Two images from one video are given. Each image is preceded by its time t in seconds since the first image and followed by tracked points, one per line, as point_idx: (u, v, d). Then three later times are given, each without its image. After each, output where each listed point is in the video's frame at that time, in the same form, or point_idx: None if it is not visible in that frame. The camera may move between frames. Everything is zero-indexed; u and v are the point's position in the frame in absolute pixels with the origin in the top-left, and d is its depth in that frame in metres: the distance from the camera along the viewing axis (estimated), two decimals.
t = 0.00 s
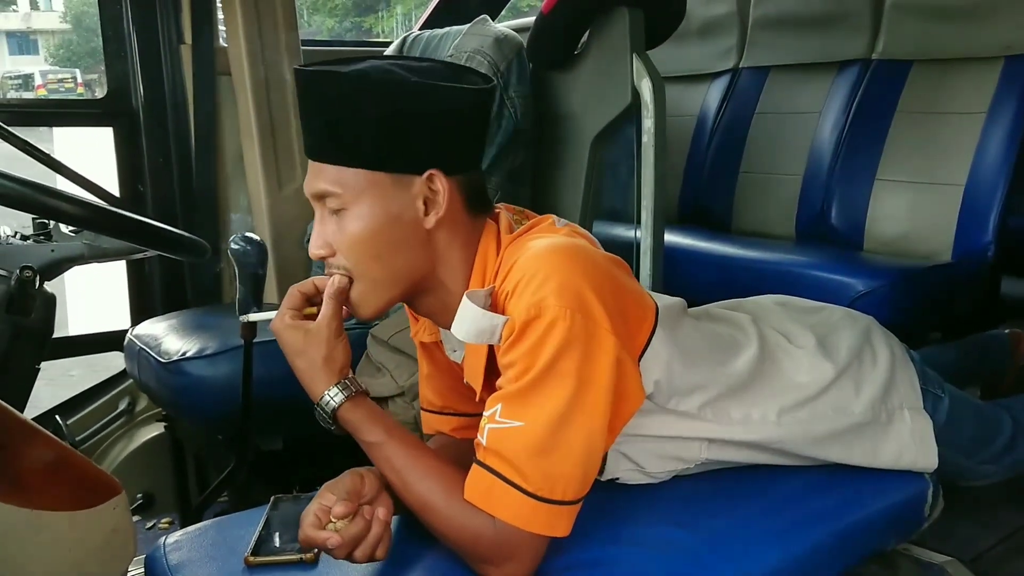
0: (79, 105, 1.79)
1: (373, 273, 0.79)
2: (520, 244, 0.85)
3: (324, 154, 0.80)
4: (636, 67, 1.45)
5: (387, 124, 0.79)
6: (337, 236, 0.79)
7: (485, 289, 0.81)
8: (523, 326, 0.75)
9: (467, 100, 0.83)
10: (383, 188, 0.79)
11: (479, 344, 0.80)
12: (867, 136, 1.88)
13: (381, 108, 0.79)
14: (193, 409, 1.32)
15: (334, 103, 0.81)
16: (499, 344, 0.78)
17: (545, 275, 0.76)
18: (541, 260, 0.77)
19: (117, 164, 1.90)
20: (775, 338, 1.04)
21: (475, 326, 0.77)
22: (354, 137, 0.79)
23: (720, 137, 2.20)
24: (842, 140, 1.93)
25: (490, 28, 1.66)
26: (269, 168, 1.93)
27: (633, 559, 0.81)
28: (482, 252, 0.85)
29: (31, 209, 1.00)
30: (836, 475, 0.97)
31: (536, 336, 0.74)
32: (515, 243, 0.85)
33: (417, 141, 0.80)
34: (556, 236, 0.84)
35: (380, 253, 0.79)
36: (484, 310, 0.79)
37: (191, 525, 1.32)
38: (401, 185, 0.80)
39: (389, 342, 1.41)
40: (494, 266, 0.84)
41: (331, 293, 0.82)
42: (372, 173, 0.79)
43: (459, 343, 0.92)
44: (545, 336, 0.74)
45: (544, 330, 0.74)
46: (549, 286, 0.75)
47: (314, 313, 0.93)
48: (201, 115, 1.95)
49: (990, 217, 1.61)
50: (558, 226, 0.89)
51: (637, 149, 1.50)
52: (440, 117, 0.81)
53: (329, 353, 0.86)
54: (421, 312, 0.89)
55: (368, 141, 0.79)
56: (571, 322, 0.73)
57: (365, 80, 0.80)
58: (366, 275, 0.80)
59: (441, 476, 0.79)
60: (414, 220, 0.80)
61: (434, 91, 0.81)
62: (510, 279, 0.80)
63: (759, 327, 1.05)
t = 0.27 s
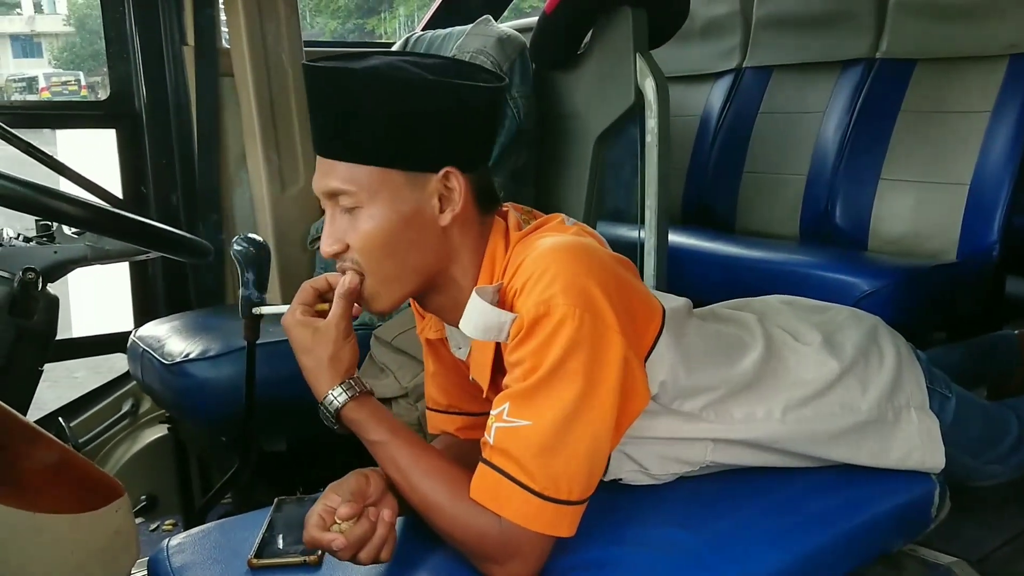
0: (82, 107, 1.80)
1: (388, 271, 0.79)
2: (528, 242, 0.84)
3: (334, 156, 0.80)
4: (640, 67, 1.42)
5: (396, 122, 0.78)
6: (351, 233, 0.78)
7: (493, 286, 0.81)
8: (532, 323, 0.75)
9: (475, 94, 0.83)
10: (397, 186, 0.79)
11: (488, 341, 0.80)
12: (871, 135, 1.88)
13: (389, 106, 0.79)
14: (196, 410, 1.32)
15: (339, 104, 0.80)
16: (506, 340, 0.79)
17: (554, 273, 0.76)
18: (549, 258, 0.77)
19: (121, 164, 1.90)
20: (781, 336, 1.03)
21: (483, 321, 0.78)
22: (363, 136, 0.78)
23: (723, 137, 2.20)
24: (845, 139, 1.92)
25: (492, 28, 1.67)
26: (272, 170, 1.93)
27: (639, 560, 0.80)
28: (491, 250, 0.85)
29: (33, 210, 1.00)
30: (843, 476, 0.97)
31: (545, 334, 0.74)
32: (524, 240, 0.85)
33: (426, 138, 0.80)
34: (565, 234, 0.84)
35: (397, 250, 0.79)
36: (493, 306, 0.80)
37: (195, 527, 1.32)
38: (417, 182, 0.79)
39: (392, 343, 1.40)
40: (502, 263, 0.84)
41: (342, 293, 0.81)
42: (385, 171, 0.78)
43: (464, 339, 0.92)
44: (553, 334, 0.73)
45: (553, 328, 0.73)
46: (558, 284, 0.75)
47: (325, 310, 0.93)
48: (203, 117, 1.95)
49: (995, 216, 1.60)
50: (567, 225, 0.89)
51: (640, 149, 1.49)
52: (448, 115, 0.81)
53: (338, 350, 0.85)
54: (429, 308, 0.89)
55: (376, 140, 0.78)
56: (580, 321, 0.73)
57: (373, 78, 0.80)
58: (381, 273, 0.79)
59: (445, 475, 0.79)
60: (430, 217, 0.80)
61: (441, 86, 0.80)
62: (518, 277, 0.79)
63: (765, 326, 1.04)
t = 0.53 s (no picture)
0: (86, 107, 1.80)
1: (385, 279, 0.79)
2: (527, 241, 0.84)
3: (325, 164, 0.80)
4: (644, 65, 1.41)
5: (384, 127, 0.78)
6: (346, 243, 0.78)
7: (491, 287, 0.81)
8: (530, 323, 0.75)
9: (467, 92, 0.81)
10: (389, 196, 0.78)
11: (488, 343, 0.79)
12: (877, 134, 1.87)
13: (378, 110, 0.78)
14: (200, 410, 1.32)
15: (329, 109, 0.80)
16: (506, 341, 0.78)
17: (553, 271, 0.75)
18: (548, 257, 0.77)
19: (123, 167, 1.88)
20: (784, 335, 1.03)
21: (482, 325, 0.78)
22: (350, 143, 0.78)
23: (727, 136, 2.19)
24: (851, 137, 1.91)
25: (495, 27, 1.66)
26: (276, 170, 1.93)
27: (643, 559, 0.80)
28: (489, 250, 0.85)
29: (35, 209, 1.00)
30: (847, 475, 0.96)
31: (543, 332, 0.73)
32: (522, 240, 0.85)
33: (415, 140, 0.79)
34: (563, 233, 0.84)
35: (392, 258, 0.79)
36: (492, 307, 0.79)
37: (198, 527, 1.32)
38: (409, 190, 0.79)
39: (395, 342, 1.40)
40: (501, 263, 0.84)
41: (342, 301, 0.81)
42: (377, 179, 0.78)
43: (466, 342, 0.91)
44: (552, 333, 0.73)
45: (551, 327, 0.73)
46: (556, 283, 0.74)
47: (323, 315, 0.93)
48: (207, 117, 1.95)
49: (1001, 213, 1.59)
50: (565, 223, 0.89)
51: (644, 148, 1.49)
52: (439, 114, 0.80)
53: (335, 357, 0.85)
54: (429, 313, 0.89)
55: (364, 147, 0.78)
56: (578, 319, 0.73)
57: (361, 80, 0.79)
58: (378, 282, 0.79)
59: (444, 476, 0.79)
60: (424, 224, 0.80)
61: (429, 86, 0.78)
62: (516, 276, 0.79)
63: (767, 324, 1.04)
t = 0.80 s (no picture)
0: (91, 105, 1.81)
1: (381, 277, 0.79)
2: (525, 239, 0.84)
3: (322, 164, 0.80)
4: (648, 62, 1.41)
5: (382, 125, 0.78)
6: (341, 241, 0.78)
7: (489, 287, 0.81)
8: (529, 322, 0.74)
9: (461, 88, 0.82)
10: (384, 193, 0.78)
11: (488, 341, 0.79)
12: (882, 132, 1.86)
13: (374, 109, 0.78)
14: (203, 408, 1.32)
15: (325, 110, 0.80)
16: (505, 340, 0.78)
17: (551, 270, 0.75)
18: (546, 255, 0.77)
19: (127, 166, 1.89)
20: (788, 333, 1.02)
21: (480, 323, 0.77)
22: (348, 142, 0.78)
23: (732, 134, 2.18)
24: (856, 134, 1.90)
25: (499, 26, 1.66)
26: (280, 168, 1.93)
27: (647, 559, 0.80)
28: (488, 247, 0.85)
29: (38, 206, 1.00)
30: (852, 474, 0.96)
31: (541, 331, 0.73)
32: (519, 238, 0.85)
33: (412, 136, 0.79)
34: (563, 230, 0.83)
35: (388, 255, 0.78)
36: (490, 307, 0.79)
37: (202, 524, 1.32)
38: (404, 188, 0.79)
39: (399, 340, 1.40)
40: (499, 261, 0.84)
41: (338, 299, 0.81)
42: (371, 177, 0.78)
43: (466, 342, 0.91)
44: (551, 331, 0.73)
45: (549, 326, 0.73)
46: (554, 282, 0.74)
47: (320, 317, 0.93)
48: (211, 115, 1.95)
49: (1007, 211, 1.58)
50: (563, 220, 0.88)
51: (649, 145, 1.48)
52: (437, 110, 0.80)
53: (332, 357, 0.85)
54: (428, 312, 0.89)
55: (361, 145, 0.78)
56: (576, 317, 0.72)
57: (356, 79, 0.79)
58: (375, 279, 0.79)
59: (447, 477, 0.78)
60: (420, 221, 0.80)
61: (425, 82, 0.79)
62: (515, 275, 0.79)
63: (771, 322, 1.03)
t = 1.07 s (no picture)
0: (97, 104, 1.82)
1: (400, 263, 0.79)
2: (540, 235, 0.84)
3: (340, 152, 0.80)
4: (653, 60, 1.39)
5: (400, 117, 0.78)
6: (362, 226, 0.78)
7: (506, 279, 0.81)
8: (545, 319, 0.74)
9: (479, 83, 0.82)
10: (407, 178, 0.78)
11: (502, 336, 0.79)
12: (889, 130, 1.85)
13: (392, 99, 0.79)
14: (209, 406, 1.32)
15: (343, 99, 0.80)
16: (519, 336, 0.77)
17: (568, 267, 0.75)
18: (563, 252, 0.77)
19: (134, 160, 1.92)
20: (797, 331, 1.02)
21: (496, 318, 0.77)
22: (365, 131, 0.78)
23: (738, 132, 2.17)
24: (862, 133, 1.89)
25: (505, 23, 1.68)
26: (285, 167, 1.93)
27: (654, 557, 0.80)
28: (503, 242, 0.85)
29: (46, 204, 1.01)
30: (860, 473, 0.96)
31: (558, 328, 0.73)
32: (536, 233, 0.85)
33: (429, 129, 0.79)
34: (578, 227, 0.83)
35: (409, 241, 0.78)
36: (505, 300, 0.79)
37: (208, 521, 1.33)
38: (427, 173, 0.79)
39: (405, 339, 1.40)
40: (515, 255, 0.84)
41: (354, 287, 0.81)
42: (395, 161, 0.78)
43: (477, 334, 0.91)
44: (567, 329, 0.73)
45: (566, 323, 0.73)
46: (572, 279, 0.74)
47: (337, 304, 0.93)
48: (216, 114, 1.96)
49: (1015, 209, 1.58)
50: (579, 217, 0.88)
51: (654, 143, 1.48)
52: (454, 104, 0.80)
53: (348, 344, 0.85)
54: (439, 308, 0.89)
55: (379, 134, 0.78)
56: (593, 316, 0.73)
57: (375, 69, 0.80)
58: (395, 265, 0.79)
59: (457, 469, 0.79)
60: (441, 208, 0.80)
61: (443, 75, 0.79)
62: (530, 271, 0.79)
63: (780, 320, 1.03)
